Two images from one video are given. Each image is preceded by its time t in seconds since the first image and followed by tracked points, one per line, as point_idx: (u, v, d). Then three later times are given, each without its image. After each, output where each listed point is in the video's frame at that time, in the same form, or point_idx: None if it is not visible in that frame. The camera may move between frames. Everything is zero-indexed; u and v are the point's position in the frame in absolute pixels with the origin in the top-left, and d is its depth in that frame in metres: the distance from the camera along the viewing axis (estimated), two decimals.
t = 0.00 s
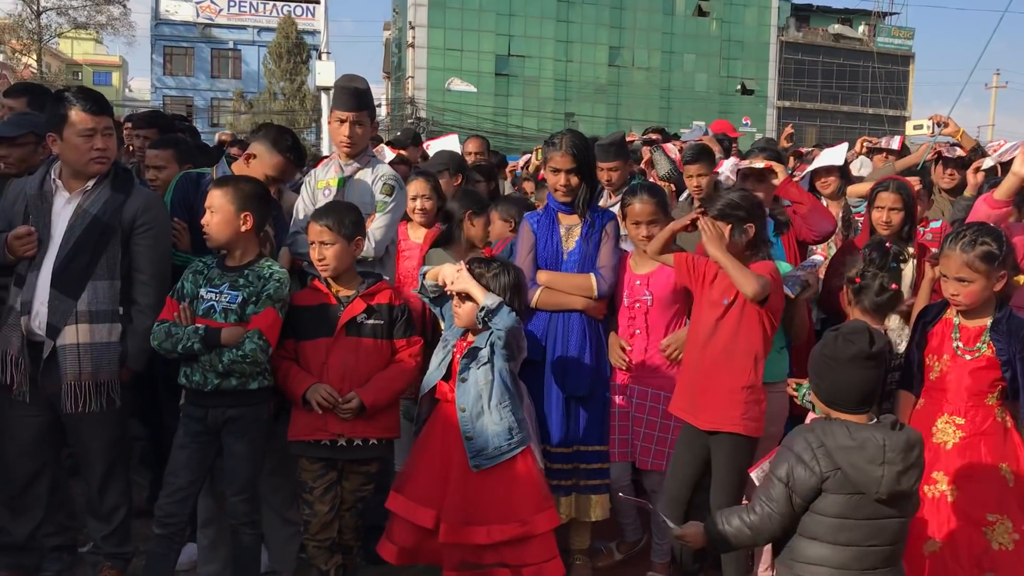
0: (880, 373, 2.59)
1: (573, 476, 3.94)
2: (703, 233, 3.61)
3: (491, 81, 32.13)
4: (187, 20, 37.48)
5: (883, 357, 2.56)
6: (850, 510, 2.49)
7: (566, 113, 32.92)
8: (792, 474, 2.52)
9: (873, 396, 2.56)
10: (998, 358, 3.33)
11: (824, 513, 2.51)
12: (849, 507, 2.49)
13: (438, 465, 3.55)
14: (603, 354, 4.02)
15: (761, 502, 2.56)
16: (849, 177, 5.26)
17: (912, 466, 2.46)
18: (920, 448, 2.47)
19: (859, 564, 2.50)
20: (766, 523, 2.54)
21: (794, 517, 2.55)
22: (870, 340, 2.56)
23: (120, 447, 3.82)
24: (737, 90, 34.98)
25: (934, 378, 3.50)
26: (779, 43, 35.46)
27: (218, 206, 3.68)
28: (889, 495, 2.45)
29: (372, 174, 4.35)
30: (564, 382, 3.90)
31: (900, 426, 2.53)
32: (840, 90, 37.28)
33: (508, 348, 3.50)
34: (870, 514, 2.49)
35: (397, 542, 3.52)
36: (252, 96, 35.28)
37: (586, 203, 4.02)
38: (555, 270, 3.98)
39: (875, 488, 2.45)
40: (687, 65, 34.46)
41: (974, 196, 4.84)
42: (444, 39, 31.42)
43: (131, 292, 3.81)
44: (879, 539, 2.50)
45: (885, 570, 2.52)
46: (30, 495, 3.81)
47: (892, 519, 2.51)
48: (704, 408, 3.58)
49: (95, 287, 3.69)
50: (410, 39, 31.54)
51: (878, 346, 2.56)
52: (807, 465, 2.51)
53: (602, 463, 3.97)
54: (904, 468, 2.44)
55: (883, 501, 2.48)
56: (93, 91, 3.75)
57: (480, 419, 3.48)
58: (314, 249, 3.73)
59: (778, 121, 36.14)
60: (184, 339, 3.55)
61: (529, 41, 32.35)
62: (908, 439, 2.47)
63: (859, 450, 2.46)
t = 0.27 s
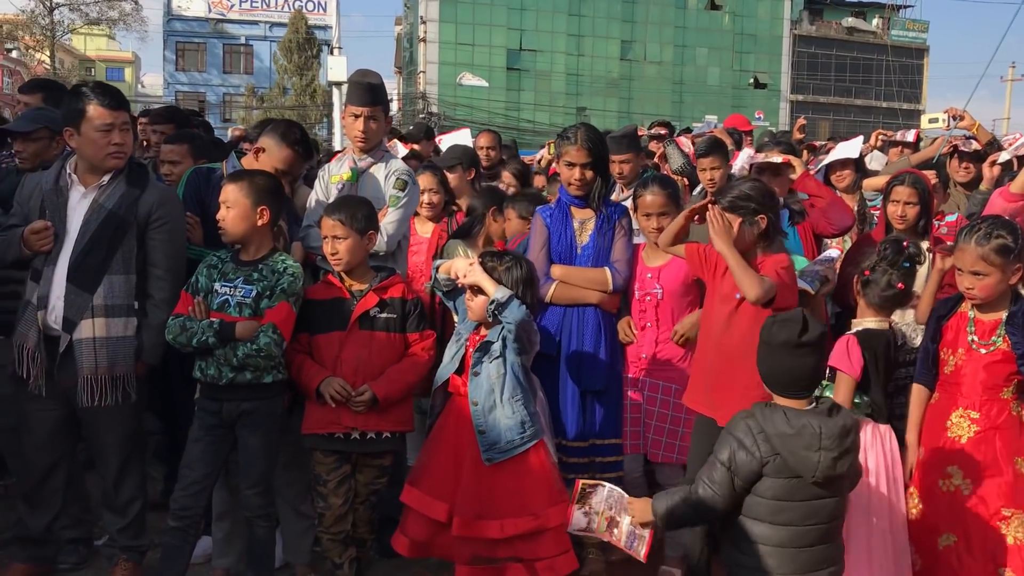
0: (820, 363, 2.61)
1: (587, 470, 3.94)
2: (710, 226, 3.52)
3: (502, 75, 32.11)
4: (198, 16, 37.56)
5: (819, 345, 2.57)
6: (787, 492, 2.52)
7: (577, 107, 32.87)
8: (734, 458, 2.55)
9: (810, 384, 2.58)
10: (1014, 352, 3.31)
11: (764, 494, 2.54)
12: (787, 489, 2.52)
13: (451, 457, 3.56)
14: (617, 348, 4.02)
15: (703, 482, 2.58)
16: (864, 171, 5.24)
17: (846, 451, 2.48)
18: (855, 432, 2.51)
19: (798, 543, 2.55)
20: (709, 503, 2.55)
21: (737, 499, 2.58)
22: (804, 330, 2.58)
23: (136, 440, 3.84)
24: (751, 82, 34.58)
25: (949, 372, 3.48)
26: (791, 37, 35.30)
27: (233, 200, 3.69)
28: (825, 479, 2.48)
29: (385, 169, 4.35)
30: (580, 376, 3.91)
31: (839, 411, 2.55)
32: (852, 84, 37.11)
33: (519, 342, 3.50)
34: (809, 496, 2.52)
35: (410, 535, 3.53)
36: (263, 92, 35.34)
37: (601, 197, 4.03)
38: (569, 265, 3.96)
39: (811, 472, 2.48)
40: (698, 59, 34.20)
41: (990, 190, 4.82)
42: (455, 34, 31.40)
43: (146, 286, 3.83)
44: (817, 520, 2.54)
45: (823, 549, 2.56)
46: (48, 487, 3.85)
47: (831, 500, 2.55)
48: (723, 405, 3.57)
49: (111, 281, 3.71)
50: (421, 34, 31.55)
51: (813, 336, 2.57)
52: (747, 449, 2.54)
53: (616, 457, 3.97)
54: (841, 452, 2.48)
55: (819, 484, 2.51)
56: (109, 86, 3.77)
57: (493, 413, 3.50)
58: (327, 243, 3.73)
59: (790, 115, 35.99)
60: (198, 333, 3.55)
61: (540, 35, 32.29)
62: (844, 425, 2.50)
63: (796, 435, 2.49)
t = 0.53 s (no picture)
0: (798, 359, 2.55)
1: (593, 467, 3.94)
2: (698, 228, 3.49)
3: (508, 73, 32.07)
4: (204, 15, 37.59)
5: (793, 341, 2.52)
6: (759, 481, 2.53)
7: (581, 104, 32.88)
8: (707, 447, 2.57)
9: (787, 381, 2.54)
10: (1020, 348, 3.30)
11: (738, 483, 2.56)
12: (760, 478, 2.53)
13: (453, 451, 3.57)
14: (623, 345, 4.02)
15: (681, 470, 2.60)
16: (870, 167, 5.24)
17: (813, 441, 2.49)
18: (824, 423, 2.51)
19: (771, 532, 2.54)
20: (685, 491, 2.57)
21: (711, 487, 2.59)
22: (775, 326, 2.52)
23: (144, 437, 3.85)
24: (754, 79, 34.72)
25: (956, 368, 3.48)
26: (796, 32, 35.21)
27: (240, 199, 3.69)
28: (795, 468, 2.49)
29: (391, 166, 4.36)
30: (585, 372, 3.91)
31: (812, 403, 2.55)
32: (856, 80, 36.98)
33: (520, 337, 3.50)
34: (780, 484, 2.52)
35: (415, 529, 3.56)
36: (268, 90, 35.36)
37: (605, 194, 4.03)
38: (574, 262, 3.97)
39: (780, 461, 2.49)
40: (703, 55, 34.22)
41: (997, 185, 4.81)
42: (460, 32, 31.40)
43: (154, 284, 3.85)
44: (789, 509, 2.53)
45: (797, 538, 2.55)
46: (57, 484, 3.86)
47: (806, 489, 2.55)
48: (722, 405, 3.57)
49: (119, 279, 3.72)
50: (426, 32, 31.56)
51: (784, 333, 2.51)
52: (720, 438, 2.56)
53: (622, 454, 3.98)
54: (808, 443, 2.48)
55: (792, 474, 2.51)
56: (117, 85, 3.78)
57: (494, 408, 3.50)
58: (332, 241, 3.74)
59: (796, 111, 35.91)
60: (205, 331, 3.57)
61: (545, 32, 32.27)
62: (813, 416, 2.51)
63: (763, 426, 2.51)
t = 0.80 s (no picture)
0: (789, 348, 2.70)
1: (594, 467, 3.95)
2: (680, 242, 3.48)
3: (507, 73, 32.10)
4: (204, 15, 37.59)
5: (774, 329, 2.66)
6: (741, 462, 2.69)
7: (581, 104, 32.90)
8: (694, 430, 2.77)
9: (772, 368, 2.69)
10: (1020, 347, 3.31)
11: (726, 465, 2.73)
12: (741, 459, 2.69)
13: (449, 449, 3.57)
14: (624, 344, 4.02)
15: (679, 453, 2.82)
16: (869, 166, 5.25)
17: (788, 423, 2.64)
18: (798, 407, 2.65)
19: (753, 512, 2.68)
20: (684, 473, 2.80)
21: (701, 470, 2.78)
22: (756, 314, 2.69)
23: (145, 438, 3.86)
24: (755, 78, 34.65)
25: (957, 367, 3.48)
26: (796, 31, 35.21)
27: (241, 200, 3.68)
28: (771, 449, 2.65)
29: (391, 167, 4.36)
30: (586, 372, 3.91)
31: (793, 389, 2.69)
32: (856, 79, 36.98)
33: (517, 334, 3.49)
34: (759, 466, 2.68)
35: (412, 527, 3.55)
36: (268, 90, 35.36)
37: (606, 194, 4.03)
38: (575, 262, 3.97)
39: (757, 442, 2.66)
40: (703, 54, 34.21)
41: (997, 184, 4.82)
42: (460, 32, 31.40)
43: (155, 284, 3.85)
44: (768, 490, 2.67)
45: (778, 520, 2.67)
46: (58, 486, 3.87)
47: (788, 472, 2.67)
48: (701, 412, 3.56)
49: (120, 280, 3.73)
50: (425, 32, 31.57)
51: (764, 322, 2.67)
52: (706, 421, 2.76)
53: (622, 453, 3.98)
54: (783, 424, 2.63)
55: (771, 456, 2.66)
56: (117, 86, 3.77)
57: (489, 405, 3.50)
58: (332, 241, 3.74)
59: (796, 110, 35.91)
60: (206, 332, 3.55)
61: (545, 31, 32.28)
62: (788, 400, 2.65)
63: (742, 408, 2.69)
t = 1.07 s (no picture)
0: (781, 345, 2.82)
1: (592, 469, 3.96)
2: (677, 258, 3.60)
3: (504, 75, 32.12)
4: (200, 19, 37.57)
5: (761, 328, 2.80)
6: (717, 453, 2.90)
7: (577, 106, 32.92)
8: (690, 423, 3.02)
9: (764, 365, 2.83)
10: (1017, 348, 3.30)
11: (709, 456, 2.94)
12: (717, 449, 2.90)
13: (448, 451, 3.57)
14: (621, 346, 4.03)
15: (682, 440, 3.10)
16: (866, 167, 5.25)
17: (749, 417, 2.80)
18: (761, 403, 2.80)
19: (728, 502, 2.85)
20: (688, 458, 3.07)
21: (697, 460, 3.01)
22: (747, 312, 2.84)
23: (144, 442, 3.86)
24: (751, 79, 34.67)
25: (955, 368, 3.48)
26: (792, 32, 35.27)
27: (239, 204, 3.67)
28: (736, 441, 2.84)
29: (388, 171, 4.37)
30: (584, 375, 3.92)
31: (770, 386, 2.83)
32: (852, 79, 37.03)
33: (519, 338, 3.52)
34: (733, 457, 2.85)
35: (408, 529, 3.55)
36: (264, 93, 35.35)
37: (603, 197, 4.04)
38: (572, 264, 3.98)
39: (723, 433, 2.88)
40: (699, 56, 34.25)
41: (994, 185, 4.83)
42: (456, 35, 31.41)
43: (153, 289, 3.85)
44: (738, 480, 2.83)
45: (746, 510, 2.81)
46: (56, 492, 3.86)
47: (758, 468, 2.81)
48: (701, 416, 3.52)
49: (118, 285, 3.73)
50: (421, 35, 31.59)
51: (752, 320, 2.81)
52: (695, 412, 3.00)
53: (620, 455, 3.99)
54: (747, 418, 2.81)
55: (741, 448, 2.84)
56: (114, 91, 3.77)
57: (491, 409, 3.50)
58: (329, 245, 3.74)
59: (792, 111, 35.96)
60: (205, 337, 3.55)
61: (541, 34, 32.30)
62: (751, 396, 2.82)
63: (716, 399, 2.92)
